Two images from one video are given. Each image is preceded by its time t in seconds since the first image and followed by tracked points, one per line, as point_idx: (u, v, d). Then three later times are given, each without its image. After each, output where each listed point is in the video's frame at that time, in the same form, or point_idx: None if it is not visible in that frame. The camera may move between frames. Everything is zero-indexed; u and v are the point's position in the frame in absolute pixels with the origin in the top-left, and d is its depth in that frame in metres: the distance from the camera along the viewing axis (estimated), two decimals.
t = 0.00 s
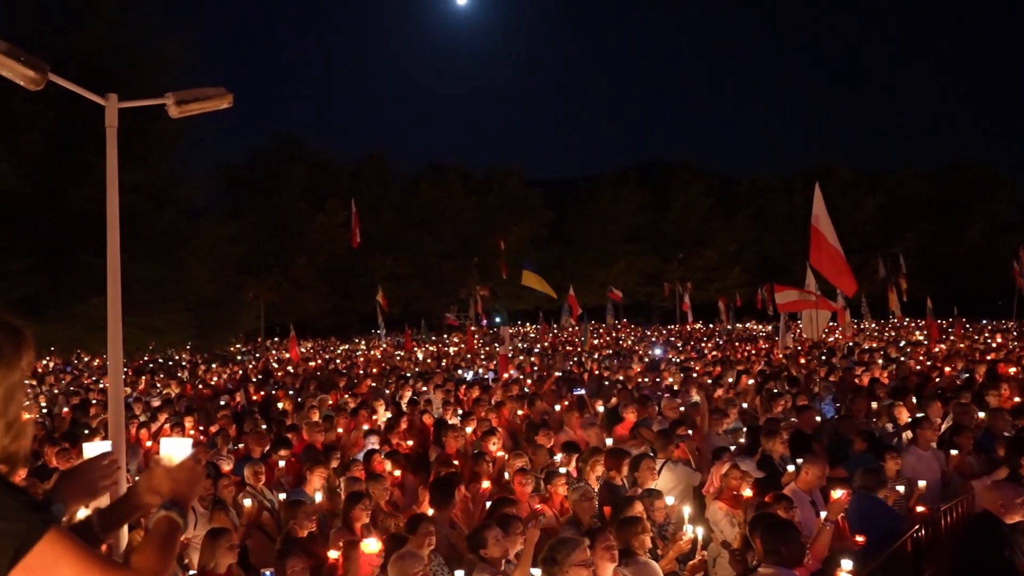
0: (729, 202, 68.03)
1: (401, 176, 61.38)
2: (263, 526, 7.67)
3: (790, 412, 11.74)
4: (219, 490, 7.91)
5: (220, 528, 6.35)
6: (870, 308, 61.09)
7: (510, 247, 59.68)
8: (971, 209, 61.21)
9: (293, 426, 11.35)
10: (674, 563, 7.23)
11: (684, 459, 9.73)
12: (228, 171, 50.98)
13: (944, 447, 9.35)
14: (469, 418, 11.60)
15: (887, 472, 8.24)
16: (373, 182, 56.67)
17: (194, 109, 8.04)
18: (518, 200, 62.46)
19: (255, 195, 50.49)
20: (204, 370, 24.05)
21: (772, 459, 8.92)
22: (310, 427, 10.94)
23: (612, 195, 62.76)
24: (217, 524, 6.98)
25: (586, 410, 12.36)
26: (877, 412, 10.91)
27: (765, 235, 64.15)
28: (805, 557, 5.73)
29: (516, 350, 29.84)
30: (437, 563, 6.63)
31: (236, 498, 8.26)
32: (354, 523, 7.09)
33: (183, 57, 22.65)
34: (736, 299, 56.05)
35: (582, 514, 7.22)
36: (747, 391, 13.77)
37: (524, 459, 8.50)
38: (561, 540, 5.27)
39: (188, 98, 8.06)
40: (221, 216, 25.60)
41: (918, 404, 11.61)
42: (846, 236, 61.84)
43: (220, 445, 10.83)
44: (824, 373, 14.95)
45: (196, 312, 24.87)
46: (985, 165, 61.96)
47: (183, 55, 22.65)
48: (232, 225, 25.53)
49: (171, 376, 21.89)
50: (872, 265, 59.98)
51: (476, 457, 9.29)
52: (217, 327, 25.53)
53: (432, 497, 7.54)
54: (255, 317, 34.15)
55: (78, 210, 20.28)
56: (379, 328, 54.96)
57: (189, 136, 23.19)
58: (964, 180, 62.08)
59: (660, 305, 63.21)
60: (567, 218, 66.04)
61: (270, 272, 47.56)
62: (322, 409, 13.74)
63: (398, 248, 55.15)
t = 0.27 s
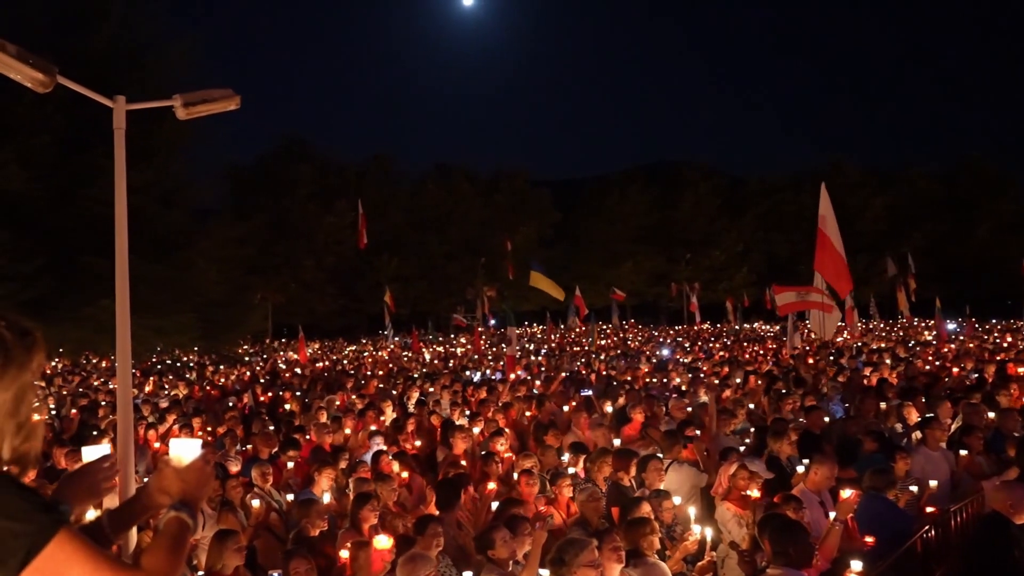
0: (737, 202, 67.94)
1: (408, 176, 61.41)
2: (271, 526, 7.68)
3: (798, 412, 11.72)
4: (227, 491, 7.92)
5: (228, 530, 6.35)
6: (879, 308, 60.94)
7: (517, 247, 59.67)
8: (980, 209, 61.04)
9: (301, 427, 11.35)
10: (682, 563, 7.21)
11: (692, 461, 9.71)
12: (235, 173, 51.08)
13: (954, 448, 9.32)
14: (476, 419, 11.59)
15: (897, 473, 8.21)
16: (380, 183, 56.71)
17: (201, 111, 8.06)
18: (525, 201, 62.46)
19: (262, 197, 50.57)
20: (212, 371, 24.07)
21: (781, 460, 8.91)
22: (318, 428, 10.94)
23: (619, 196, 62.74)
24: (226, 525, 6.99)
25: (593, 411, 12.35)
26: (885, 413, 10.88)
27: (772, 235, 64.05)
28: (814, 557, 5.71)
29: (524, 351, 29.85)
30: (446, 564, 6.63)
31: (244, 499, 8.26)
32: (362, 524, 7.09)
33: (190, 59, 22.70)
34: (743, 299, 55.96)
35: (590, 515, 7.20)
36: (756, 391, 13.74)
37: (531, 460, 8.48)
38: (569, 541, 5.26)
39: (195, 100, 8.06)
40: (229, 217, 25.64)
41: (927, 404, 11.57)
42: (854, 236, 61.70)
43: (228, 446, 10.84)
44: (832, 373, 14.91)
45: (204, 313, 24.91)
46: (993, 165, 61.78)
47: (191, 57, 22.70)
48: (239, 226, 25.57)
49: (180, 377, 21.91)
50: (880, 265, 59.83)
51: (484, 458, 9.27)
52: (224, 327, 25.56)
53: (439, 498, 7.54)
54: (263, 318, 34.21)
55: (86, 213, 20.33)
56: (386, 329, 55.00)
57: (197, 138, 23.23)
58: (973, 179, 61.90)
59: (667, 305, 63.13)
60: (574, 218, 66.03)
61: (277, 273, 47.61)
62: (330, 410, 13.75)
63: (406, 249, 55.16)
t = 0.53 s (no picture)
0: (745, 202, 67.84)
1: (416, 177, 61.48)
2: (279, 528, 7.68)
3: (807, 413, 11.69)
4: (236, 492, 7.91)
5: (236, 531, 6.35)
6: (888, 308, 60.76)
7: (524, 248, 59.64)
8: (990, 208, 60.85)
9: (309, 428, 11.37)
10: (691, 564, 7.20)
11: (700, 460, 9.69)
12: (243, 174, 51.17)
13: (965, 448, 9.28)
14: (484, 420, 11.59)
15: (907, 473, 8.18)
16: (387, 184, 56.76)
17: (210, 111, 8.06)
18: (532, 201, 62.45)
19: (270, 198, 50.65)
20: (220, 372, 24.11)
21: (790, 460, 8.89)
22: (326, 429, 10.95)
23: (627, 196, 62.72)
24: (234, 527, 6.99)
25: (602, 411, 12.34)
26: (894, 413, 10.85)
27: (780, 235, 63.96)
28: (823, 557, 5.69)
29: (531, 351, 29.86)
30: (454, 564, 6.62)
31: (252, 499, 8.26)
32: (370, 525, 7.09)
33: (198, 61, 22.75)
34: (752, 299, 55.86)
35: (598, 516, 7.18)
36: (764, 391, 13.72)
37: (539, 461, 8.46)
38: (577, 542, 5.25)
39: (203, 101, 8.06)
40: (237, 219, 25.69)
41: (937, 404, 11.53)
42: (863, 236, 61.56)
43: (236, 447, 10.86)
44: (840, 373, 14.89)
45: (212, 314, 24.96)
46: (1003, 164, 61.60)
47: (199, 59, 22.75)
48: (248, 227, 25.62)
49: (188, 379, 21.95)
50: (889, 265, 59.67)
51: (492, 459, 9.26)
52: (232, 329, 25.61)
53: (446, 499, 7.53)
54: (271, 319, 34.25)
55: (94, 214, 20.39)
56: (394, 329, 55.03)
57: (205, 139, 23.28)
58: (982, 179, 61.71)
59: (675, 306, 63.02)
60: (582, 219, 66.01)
61: (285, 274, 47.65)
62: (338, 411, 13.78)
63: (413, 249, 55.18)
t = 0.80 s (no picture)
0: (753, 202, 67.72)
1: (424, 178, 61.54)
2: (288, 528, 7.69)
3: (817, 413, 11.66)
4: (246, 493, 7.92)
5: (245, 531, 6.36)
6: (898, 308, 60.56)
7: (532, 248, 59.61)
8: (1000, 208, 60.65)
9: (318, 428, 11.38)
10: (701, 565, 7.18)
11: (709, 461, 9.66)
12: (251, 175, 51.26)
13: (977, 448, 9.24)
14: (494, 421, 11.58)
15: (918, 474, 8.15)
16: (396, 185, 56.82)
17: (219, 113, 8.08)
18: (540, 202, 62.46)
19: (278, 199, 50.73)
20: (229, 373, 24.15)
21: (800, 461, 8.86)
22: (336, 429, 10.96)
23: (635, 197, 62.68)
24: (244, 528, 7.00)
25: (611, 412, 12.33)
26: (905, 413, 10.80)
27: (789, 235, 63.85)
28: (834, 558, 5.67)
29: (540, 352, 29.85)
30: (464, 565, 6.62)
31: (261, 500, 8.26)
32: (379, 526, 7.08)
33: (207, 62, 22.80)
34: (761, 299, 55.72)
35: (607, 517, 7.16)
36: (774, 392, 13.69)
37: (548, 461, 8.46)
38: (587, 542, 5.24)
39: (213, 103, 8.08)
40: (246, 220, 25.74)
41: (948, 405, 11.49)
42: (873, 235, 61.40)
43: (246, 448, 10.87)
44: (850, 373, 14.85)
45: (221, 315, 25.00)
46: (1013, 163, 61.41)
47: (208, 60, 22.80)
48: (257, 228, 25.67)
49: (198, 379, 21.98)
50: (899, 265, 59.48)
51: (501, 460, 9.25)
52: (241, 329, 25.65)
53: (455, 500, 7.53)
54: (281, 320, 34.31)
55: (104, 214, 20.43)
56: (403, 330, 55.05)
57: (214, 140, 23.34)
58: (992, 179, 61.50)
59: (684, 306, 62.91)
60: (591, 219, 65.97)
61: (294, 275, 47.69)
62: (347, 411, 13.79)
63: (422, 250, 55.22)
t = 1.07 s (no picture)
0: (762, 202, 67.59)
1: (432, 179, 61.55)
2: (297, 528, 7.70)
3: (826, 414, 11.63)
4: (255, 493, 7.93)
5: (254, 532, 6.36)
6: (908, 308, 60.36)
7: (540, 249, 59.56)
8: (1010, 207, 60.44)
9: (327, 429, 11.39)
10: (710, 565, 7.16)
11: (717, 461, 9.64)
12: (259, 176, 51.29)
13: (987, 449, 9.20)
14: (502, 421, 11.58)
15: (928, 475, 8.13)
16: (404, 185, 56.83)
17: (228, 115, 8.10)
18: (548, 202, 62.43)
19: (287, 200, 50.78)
20: (238, 374, 24.19)
21: (810, 462, 8.84)
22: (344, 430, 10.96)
23: (644, 197, 62.60)
24: (254, 529, 7.01)
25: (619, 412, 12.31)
26: (915, 414, 10.77)
27: (798, 235, 63.71)
28: (845, 559, 5.65)
29: (548, 353, 29.82)
30: (474, 566, 6.61)
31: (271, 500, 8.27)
32: (388, 526, 7.09)
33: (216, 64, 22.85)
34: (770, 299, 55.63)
35: (616, 517, 7.15)
36: (783, 393, 13.66)
37: (557, 462, 8.45)
38: (597, 543, 5.23)
39: (221, 104, 8.09)
40: (254, 220, 25.77)
41: (959, 405, 11.45)
42: (882, 236, 61.25)
43: (254, 448, 10.89)
44: (860, 374, 14.81)
45: (230, 316, 25.04)
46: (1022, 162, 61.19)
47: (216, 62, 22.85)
48: (265, 229, 25.70)
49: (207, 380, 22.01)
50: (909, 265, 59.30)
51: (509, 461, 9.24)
52: (249, 330, 25.69)
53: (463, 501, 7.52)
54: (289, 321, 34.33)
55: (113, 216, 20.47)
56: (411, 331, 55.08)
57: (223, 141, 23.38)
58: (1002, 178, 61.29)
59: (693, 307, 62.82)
60: (599, 220, 65.89)
61: (302, 276, 47.72)
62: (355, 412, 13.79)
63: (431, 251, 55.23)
